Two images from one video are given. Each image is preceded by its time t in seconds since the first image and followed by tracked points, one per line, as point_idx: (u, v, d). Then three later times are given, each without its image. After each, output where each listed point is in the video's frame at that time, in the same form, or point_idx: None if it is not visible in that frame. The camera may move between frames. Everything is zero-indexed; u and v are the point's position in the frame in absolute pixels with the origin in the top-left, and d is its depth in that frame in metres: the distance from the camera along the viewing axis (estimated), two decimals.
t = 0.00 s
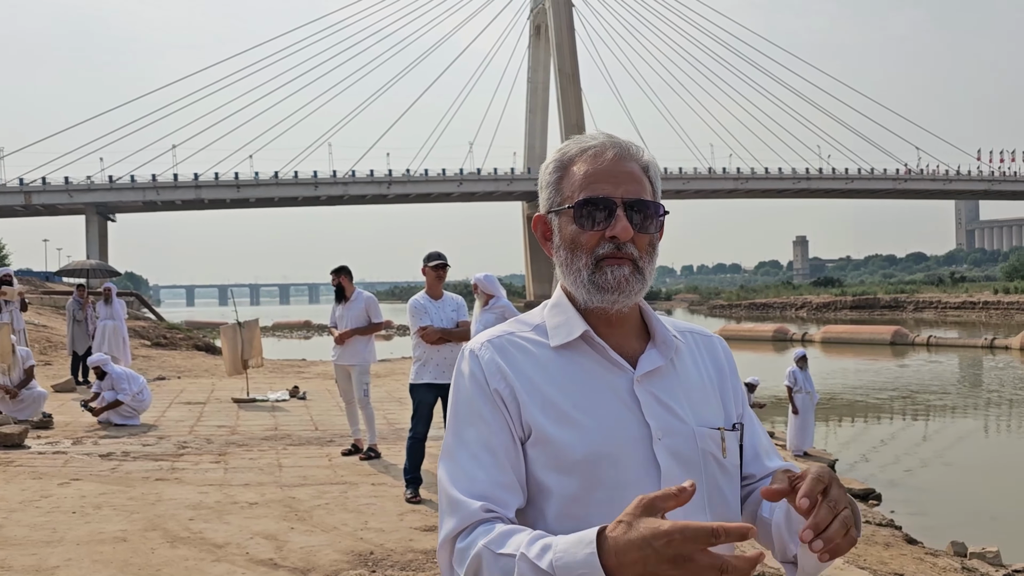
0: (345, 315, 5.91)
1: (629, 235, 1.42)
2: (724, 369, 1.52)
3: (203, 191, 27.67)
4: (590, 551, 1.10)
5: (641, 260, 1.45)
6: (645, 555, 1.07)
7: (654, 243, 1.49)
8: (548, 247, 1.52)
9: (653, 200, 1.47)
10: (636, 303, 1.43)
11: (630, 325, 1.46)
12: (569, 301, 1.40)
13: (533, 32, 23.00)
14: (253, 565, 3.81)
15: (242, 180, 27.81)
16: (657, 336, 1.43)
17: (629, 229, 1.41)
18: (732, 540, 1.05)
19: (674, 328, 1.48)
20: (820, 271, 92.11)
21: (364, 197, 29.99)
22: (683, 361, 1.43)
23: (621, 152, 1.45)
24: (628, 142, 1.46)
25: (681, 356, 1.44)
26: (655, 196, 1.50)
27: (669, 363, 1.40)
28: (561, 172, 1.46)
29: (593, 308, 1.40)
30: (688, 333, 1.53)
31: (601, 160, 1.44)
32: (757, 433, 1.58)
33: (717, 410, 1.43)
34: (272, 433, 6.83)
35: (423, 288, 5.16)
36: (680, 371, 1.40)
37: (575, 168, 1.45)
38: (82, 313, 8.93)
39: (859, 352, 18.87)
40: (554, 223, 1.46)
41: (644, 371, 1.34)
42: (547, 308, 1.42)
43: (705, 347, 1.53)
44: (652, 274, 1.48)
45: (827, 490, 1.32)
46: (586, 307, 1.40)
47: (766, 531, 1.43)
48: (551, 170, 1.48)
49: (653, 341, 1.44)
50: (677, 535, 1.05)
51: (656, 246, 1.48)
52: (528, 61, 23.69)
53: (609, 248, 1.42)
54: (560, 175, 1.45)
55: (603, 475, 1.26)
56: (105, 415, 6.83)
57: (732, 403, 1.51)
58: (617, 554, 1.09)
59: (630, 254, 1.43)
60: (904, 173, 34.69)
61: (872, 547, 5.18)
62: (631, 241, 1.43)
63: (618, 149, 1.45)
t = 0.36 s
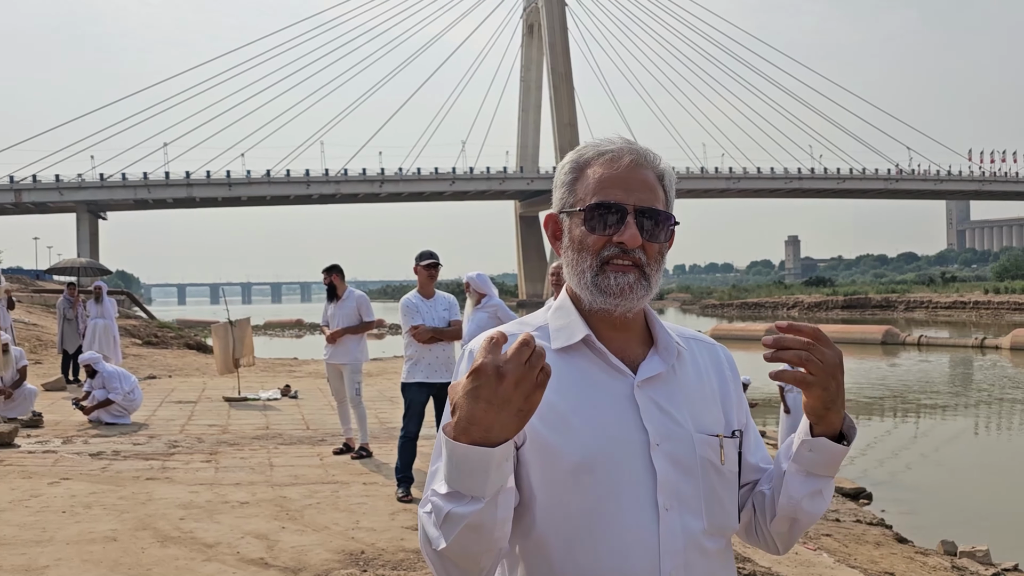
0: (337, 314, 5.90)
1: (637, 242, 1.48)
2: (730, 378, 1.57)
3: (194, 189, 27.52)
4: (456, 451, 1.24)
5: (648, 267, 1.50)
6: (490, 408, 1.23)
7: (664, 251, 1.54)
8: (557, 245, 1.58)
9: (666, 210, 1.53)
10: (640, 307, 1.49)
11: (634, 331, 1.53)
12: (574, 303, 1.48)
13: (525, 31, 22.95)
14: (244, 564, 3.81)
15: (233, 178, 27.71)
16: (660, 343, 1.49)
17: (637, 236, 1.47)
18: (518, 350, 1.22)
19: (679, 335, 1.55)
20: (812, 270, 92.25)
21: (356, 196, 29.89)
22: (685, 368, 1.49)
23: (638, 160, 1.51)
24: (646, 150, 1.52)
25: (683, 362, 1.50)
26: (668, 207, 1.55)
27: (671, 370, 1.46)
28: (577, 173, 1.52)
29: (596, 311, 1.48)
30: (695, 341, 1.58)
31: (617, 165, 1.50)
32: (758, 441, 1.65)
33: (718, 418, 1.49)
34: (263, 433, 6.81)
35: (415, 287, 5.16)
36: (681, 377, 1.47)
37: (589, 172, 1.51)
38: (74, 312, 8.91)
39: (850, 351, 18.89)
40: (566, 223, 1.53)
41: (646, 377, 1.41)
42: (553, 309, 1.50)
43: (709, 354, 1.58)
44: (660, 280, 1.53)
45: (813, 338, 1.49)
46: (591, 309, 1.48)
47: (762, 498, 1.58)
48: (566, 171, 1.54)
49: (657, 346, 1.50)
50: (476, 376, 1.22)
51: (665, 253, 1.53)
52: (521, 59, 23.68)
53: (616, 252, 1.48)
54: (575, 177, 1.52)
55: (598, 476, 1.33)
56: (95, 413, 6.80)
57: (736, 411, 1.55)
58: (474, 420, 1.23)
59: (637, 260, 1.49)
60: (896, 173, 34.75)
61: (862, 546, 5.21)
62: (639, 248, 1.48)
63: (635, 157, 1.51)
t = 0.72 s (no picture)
0: (324, 312, 5.88)
1: (632, 254, 1.47)
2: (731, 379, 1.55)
3: (181, 187, 27.38)
4: (471, 478, 1.22)
5: (645, 277, 1.49)
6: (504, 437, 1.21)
7: (662, 259, 1.52)
8: (554, 243, 1.57)
9: (664, 217, 1.51)
10: (635, 317, 1.48)
11: (633, 334, 1.52)
12: (568, 308, 1.48)
13: (514, 29, 22.96)
14: (229, 563, 3.79)
15: (221, 176, 27.62)
16: (658, 345, 1.48)
17: (632, 249, 1.46)
18: (537, 389, 1.22)
19: (678, 336, 1.53)
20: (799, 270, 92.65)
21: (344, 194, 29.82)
22: (683, 371, 1.48)
23: (638, 164, 1.48)
24: (648, 152, 1.49)
25: (682, 365, 1.48)
26: (668, 213, 1.53)
27: (668, 374, 1.46)
28: (575, 175, 1.51)
29: (591, 319, 1.48)
30: (695, 339, 1.56)
31: (615, 170, 1.48)
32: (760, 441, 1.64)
33: (716, 420, 1.48)
34: (250, 431, 6.78)
35: (402, 286, 5.15)
36: (679, 381, 1.46)
37: (589, 175, 1.49)
38: (58, 309, 8.86)
39: (836, 351, 18.98)
40: (564, 227, 1.53)
41: (640, 382, 1.41)
42: (549, 311, 1.50)
43: (710, 353, 1.56)
44: (656, 287, 1.52)
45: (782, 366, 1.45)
46: (586, 317, 1.47)
47: (755, 500, 1.57)
48: (565, 171, 1.52)
49: (653, 348, 1.50)
50: (496, 404, 1.21)
51: (662, 262, 1.52)
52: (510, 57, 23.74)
53: (611, 264, 1.47)
54: (573, 179, 1.50)
55: (589, 482, 1.34)
56: (80, 412, 6.77)
57: (735, 413, 1.54)
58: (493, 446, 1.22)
59: (632, 271, 1.48)
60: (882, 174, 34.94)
61: (848, 544, 5.24)
62: (633, 260, 1.47)
63: (635, 161, 1.48)
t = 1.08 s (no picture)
0: (309, 313, 5.86)
1: (613, 272, 1.47)
2: (736, 375, 1.52)
3: (165, 187, 27.22)
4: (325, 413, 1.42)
5: (631, 290, 1.49)
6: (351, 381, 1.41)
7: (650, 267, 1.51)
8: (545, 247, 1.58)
9: (649, 229, 1.50)
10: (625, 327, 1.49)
11: (630, 333, 1.51)
12: (557, 314, 1.49)
13: (500, 30, 22.97)
14: (212, 564, 3.77)
15: (206, 176, 27.49)
16: (655, 343, 1.48)
17: (613, 267, 1.47)
18: (375, 336, 1.42)
19: (679, 331, 1.51)
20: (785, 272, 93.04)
21: (329, 195, 29.73)
22: (681, 370, 1.47)
23: (620, 175, 1.46)
24: (631, 157, 1.47)
25: (681, 362, 1.48)
26: (656, 217, 1.52)
27: (663, 371, 1.46)
28: (558, 182, 1.50)
29: (582, 328, 1.49)
30: (701, 335, 1.54)
31: (597, 182, 1.46)
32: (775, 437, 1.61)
33: (715, 419, 1.46)
34: (233, 432, 6.75)
35: (383, 286, 5.14)
36: (677, 379, 1.45)
37: (571, 182, 1.48)
38: (40, 309, 8.80)
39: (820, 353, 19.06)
40: (549, 233, 1.53)
41: (632, 379, 1.41)
42: (544, 313, 1.52)
43: (717, 348, 1.53)
44: (646, 295, 1.51)
45: (784, 333, 1.47)
46: (576, 328, 1.49)
47: (766, 494, 1.54)
48: (549, 180, 1.52)
49: (651, 346, 1.49)
50: (334, 350, 1.42)
51: (648, 274, 1.51)
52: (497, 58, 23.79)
53: (593, 280, 1.48)
54: (557, 187, 1.50)
55: (575, 478, 1.36)
56: (61, 412, 6.73)
57: (737, 413, 1.50)
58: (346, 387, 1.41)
59: (617, 285, 1.48)
60: (867, 178, 35.14)
61: (831, 545, 5.27)
62: (617, 275, 1.47)
63: (618, 171, 1.46)
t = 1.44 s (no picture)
0: (293, 312, 5.82)
1: (592, 235, 1.48)
2: (728, 377, 1.43)
3: (148, 185, 27.04)
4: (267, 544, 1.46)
5: (613, 259, 1.48)
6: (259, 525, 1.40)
7: (635, 242, 1.51)
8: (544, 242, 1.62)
9: (633, 202, 1.50)
10: (612, 303, 1.47)
11: (618, 324, 1.49)
12: (549, 297, 1.52)
13: (487, 31, 22.99)
14: (193, 565, 3.75)
15: (190, 175, 27.33)
16: (638, 337, 1.45)
17: (590, 230, 1.48)
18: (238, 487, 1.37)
19: (671, 330, 1.46)
20: (770, 273, 93.43)
21: (314, 194, 29.63)
22: (666, 367, 1.42)
23: (600, 152, 1.51)
24: (611, 141, 1.51)
25: (668, 360, 1.43)
26: (642, 197, 1.51)
27: (647, 365, 1.42)
28: (549, 171, 1.56)
29: (569, 309, 1.49)
30: (701, 339, 1.47)
31: (579, 160, 1.52)
32: (766, 441, 1.41)
33: (696, 418, 1.39)
34: (217, 432, 6.71)
35: (358, 287, 5.14)
36: (658, 376, 1.41)
37: (558, 169, 1.54)
38: (20, 309, 8.71)
39: (803, 353, 19.15)
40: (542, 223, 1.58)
41: (610, 372, 1.39)
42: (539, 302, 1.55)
43: (713, 353, 1.45)
44: (633, 272, 1.50)
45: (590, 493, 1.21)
46: (564, 308, 1.49)
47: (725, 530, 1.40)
48: (541, 173, 1.58)
49: (637, 342, 1.46)
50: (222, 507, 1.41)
51: (633, 242, 1.50)
52: (483, 58, 23.84)
53: (576, 247, 1.50)
54: (547, 175, 1.56)
55: (540, 468, 1.36)
56: (42, 413, 6.68)
57: (725, 415, 1.41)
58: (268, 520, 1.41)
59: (599, 253, 1.49)
60: (850, 179, 35.39)
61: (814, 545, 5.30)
62: (596, 241, 1.49)
63: (598, 149, 1.51)
